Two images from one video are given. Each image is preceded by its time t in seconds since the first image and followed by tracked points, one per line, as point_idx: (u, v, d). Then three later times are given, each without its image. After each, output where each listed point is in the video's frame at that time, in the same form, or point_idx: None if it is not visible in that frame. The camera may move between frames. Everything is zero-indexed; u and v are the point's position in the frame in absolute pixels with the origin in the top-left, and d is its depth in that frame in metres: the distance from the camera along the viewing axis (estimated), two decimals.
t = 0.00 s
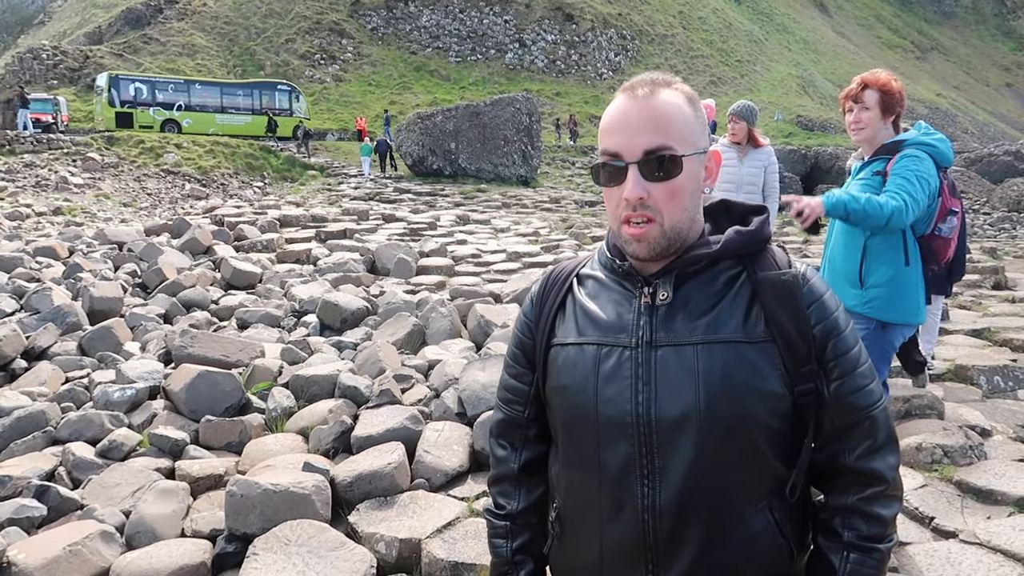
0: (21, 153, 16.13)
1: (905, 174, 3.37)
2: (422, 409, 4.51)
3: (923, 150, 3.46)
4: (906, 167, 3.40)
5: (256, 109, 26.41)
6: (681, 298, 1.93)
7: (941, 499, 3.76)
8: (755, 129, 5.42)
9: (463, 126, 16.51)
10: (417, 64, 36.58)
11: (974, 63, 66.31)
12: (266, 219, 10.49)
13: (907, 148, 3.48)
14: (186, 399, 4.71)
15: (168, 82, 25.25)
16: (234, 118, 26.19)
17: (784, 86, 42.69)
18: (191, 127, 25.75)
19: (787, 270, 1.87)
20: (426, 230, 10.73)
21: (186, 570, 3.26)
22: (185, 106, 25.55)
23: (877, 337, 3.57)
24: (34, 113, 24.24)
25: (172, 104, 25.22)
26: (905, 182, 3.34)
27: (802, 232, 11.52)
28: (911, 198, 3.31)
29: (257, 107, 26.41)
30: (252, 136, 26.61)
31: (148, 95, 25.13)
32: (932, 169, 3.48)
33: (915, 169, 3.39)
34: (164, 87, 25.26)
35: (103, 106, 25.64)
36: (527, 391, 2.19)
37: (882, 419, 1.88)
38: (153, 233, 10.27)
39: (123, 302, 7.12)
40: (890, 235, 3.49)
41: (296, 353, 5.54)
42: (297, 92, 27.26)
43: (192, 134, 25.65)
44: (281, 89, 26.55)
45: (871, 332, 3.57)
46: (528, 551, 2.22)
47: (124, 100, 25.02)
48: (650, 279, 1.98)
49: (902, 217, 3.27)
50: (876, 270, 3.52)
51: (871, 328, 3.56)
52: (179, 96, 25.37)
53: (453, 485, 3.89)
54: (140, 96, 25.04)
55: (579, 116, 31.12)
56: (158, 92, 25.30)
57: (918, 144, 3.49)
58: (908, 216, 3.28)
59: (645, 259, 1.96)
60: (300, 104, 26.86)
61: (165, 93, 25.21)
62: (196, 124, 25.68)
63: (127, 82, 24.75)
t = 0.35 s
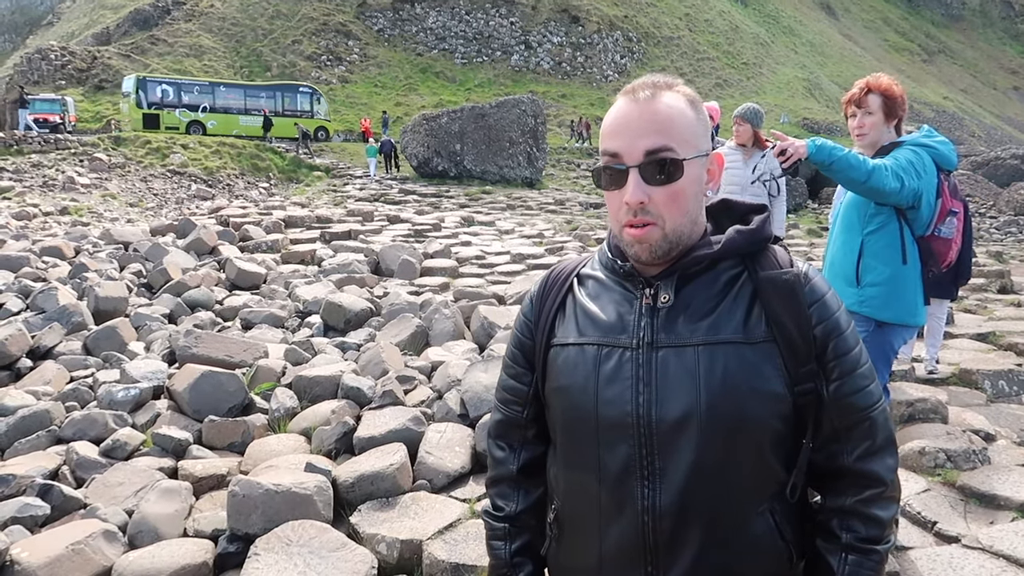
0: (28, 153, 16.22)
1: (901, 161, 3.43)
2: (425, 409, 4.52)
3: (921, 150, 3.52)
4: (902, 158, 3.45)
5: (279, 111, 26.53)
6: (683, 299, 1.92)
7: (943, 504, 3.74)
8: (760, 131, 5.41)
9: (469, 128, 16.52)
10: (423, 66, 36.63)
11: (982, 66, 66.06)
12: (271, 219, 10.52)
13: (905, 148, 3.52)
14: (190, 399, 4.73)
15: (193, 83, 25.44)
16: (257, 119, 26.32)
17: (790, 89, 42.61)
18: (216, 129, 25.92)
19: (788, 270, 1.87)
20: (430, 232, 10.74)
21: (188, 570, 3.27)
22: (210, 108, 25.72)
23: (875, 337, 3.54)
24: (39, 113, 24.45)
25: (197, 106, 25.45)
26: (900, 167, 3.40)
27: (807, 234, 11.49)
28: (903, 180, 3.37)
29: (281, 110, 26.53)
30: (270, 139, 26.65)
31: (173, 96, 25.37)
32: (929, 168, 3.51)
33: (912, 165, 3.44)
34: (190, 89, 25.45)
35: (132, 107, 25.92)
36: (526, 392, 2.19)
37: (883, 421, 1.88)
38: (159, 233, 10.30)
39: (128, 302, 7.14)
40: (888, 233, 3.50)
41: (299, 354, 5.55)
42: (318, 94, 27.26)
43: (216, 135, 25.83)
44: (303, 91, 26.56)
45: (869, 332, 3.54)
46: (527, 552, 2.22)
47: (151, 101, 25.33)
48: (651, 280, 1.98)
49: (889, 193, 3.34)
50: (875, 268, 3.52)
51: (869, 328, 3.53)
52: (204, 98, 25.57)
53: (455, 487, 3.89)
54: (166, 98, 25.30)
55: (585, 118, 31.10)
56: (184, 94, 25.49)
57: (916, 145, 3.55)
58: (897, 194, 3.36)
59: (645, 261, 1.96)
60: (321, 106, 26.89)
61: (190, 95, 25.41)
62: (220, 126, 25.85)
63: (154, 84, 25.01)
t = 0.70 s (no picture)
0: (30, 149, 16.23)
1: (905, 162, 3.42)
2: (425, 407, 4.52)
3: (922, 150, 3.52)
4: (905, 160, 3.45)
5: (293, 109, 26.52)
6: (682, 302, 1.92)
7: (942, 504, 3.74)
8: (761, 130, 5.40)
9: (470, 126, 16.50)
10: (425, 64, 36.62)
11: (985, 66, 65.95)
12: (272, 217, 10.53)
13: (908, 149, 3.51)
14: (189, 395, 4.72)
15: (212, 81, 25.48)
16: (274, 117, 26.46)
17: (792, 88, 42.55)
18: (234, 126, 25.95)
19: (788, 275, 1.86)
20: (431, 229, 10.74)
21: (187, 566, 3.27)
22: (228, 106, 25.77)
23: (881, 337, 3.50)
24: (40, 109, 24.43)
25: (216, 104, 25.47)
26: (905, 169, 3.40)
27: (809, 234, 11.48)
28: (908, 182, 3.37)
29: (296, 108, 26.54)
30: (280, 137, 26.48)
31: (193, 94, 25.31)
32: (931, 168, 3.50)
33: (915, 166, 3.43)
34: (209, 87, 25.46)
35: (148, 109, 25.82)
36: (524, 393, 2.19)
37: (881, 425, 1.88)
38: (160, 229, 10.30)
39: (129, 299, 7.14)
40: (893, 234, 3.49)
41: (299, 351, 5.55)
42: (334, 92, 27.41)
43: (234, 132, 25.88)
44: (318, 89, 26.68)
45: (875, 333, 3.51)
46: (524, 551, 2.22)
47: (170, 100, 25.20)
48: (650, 282, 1.98)
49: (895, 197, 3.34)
50: (881, 269, 3.49)
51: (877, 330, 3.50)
52: (223, 97, 25.63)
53: (454, 484, 3.89)
54: (185, 96, 25.22)
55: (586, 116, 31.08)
56: (202, 92, 25.48)
57: (917, 145, 3.55)
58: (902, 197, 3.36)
59: (643, 261, 1.96)
60: (336, 104, 27.07)
61: (209, 93, 25.41)
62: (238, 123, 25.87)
63: (173, 82, 25.00)
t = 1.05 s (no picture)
0: (32, 145, 16.26)
1: (909, 162, 3.41)
2: (424, 404, 4.53)
3: (923, 149, 3.50)
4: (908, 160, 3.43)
5: (310, 107, 26.34)
6: (678, 298, 1.92)
7: (941, 501, 3.74)
8: (763, 128, 5.39)
9: (472, 123, 16.51)
10: (427, 61, 36.61)
11: (989, 64, 65.84)
12: (273, 213, 10.54)
13: (909, 148, 3.50)
14: (190, 391, 4.74)
15: (229, 79, 25.42)
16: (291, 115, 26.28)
17: (794, 86, 42.48)
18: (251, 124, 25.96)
19: (784, 270, 1.86)
20: (432, 226, 10.74)
21: (187, 562, 3.28)
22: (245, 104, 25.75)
23: (885, 336, 3.48)
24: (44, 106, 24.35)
25: (234, 102, 25.49)
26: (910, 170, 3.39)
27: (809, 232, 11.49)
28: (912, 184, 3.36)
29: (311, 105, 26.35)
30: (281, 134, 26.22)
31: (211, 92, 25.35)
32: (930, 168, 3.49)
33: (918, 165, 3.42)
34: (226, 84, 25.44)
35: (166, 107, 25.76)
36: (522, 387, 2.19)
37: (877, 420, 1.88)
38: (161, 225, 10.31)
39: (130, 295, 7.16)
40: (895, 234, 3.48)
41: (300, 348, 5.56)
42: (348, 90, 27.34)
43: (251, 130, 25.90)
44: (333, 87, 26.65)
45: (880, 332, 3.48)
46: (521, 545, 2.23)
47: (188, 98, 25.21)
48: (647, 278, 1.98)
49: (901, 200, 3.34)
50: (885, 269, 3.49)
51: (884, 331, 3.48)
52: (240, 94, 25.57)
53: (454, 481, 3.89)
54: (204, 94, 25.27)
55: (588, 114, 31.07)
56: (220, 90, 25.48)
57: (918, 144, 3.53)
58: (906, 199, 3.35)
59: (638, 260, 1.96)
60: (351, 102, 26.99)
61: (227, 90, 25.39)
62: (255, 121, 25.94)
63: (192, 79, 25.01)
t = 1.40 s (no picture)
0: (30, 140, 16.24)
1: (906, 165, 3.42)
2: (423, 400, 4.54)
3: (919, 149, 3.52)
4: (905, 162, 3.43)
5: (321, 105, 26.47)
6: (673, 292, 1.94)
7: (937, 499, 3.77)
8: (764, 126, 5.40)
9: (471, 120, 16.51)
10: (427, 58, 36.58)
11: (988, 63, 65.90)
12: (272, 210, 10.54)
13: (906, 149, 3.51)
14: (189, 386, 4.75)
15: (243, 76, 25.58)
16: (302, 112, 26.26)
17: (794, 85, 42.49)
18: (262, 121, 25.93)
19: (777, 266, 1.88)
20: (431, 223, 10.75)
21: (186, 557, 3.29)
22: (257, 101, 25.76)
23: (882, 335, 3.48)
24: (44, 100, 24.31)
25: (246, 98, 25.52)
26: (906, 173, 3.40)
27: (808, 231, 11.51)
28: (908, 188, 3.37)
29: (322, 103, 26.49)
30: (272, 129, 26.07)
31: (224, 89, 25.40)
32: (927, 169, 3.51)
33: (915, 167, 3.43)
34: (239, 81, 25.57)
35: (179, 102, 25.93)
36: (517, 382, 2.20)
37: (870, 414, 1.89)
38: (160, 221, 10.30)
39: (129, 291, 7.16)
40: (892, 235, 3.48)
41: (298, 344, 5.58)
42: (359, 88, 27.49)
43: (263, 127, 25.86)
44: (344, 85, 26.72)
45: (878, 332, 3.48)
46: (519, 538, 2.24)
47: (201, 94, 25.32)
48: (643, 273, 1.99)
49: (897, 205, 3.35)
50: (882, 269, 3.49)
51: (882, 331, 3.48)
52: (253, 90, 25.74)
53: (452, 477, 3.91)
54: (217, 91, 25.33)
55: (587, 111, 31.07)
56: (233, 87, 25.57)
57: (915, 145, 3.55)
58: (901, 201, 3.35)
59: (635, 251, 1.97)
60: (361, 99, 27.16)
61: (240, 86, 25.53)
62: (266, 118, 25.88)
63: (206, 76, 25.12)
